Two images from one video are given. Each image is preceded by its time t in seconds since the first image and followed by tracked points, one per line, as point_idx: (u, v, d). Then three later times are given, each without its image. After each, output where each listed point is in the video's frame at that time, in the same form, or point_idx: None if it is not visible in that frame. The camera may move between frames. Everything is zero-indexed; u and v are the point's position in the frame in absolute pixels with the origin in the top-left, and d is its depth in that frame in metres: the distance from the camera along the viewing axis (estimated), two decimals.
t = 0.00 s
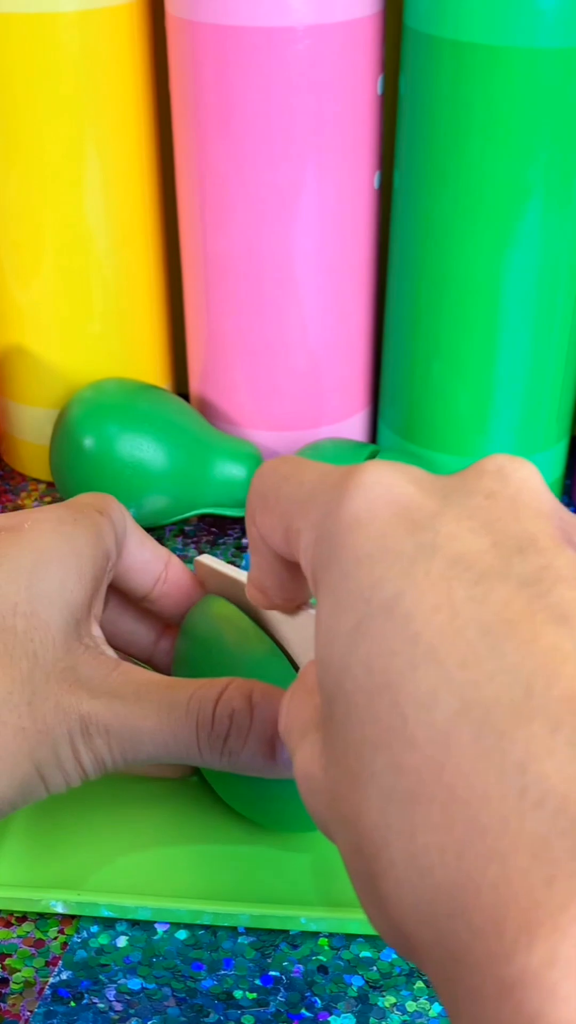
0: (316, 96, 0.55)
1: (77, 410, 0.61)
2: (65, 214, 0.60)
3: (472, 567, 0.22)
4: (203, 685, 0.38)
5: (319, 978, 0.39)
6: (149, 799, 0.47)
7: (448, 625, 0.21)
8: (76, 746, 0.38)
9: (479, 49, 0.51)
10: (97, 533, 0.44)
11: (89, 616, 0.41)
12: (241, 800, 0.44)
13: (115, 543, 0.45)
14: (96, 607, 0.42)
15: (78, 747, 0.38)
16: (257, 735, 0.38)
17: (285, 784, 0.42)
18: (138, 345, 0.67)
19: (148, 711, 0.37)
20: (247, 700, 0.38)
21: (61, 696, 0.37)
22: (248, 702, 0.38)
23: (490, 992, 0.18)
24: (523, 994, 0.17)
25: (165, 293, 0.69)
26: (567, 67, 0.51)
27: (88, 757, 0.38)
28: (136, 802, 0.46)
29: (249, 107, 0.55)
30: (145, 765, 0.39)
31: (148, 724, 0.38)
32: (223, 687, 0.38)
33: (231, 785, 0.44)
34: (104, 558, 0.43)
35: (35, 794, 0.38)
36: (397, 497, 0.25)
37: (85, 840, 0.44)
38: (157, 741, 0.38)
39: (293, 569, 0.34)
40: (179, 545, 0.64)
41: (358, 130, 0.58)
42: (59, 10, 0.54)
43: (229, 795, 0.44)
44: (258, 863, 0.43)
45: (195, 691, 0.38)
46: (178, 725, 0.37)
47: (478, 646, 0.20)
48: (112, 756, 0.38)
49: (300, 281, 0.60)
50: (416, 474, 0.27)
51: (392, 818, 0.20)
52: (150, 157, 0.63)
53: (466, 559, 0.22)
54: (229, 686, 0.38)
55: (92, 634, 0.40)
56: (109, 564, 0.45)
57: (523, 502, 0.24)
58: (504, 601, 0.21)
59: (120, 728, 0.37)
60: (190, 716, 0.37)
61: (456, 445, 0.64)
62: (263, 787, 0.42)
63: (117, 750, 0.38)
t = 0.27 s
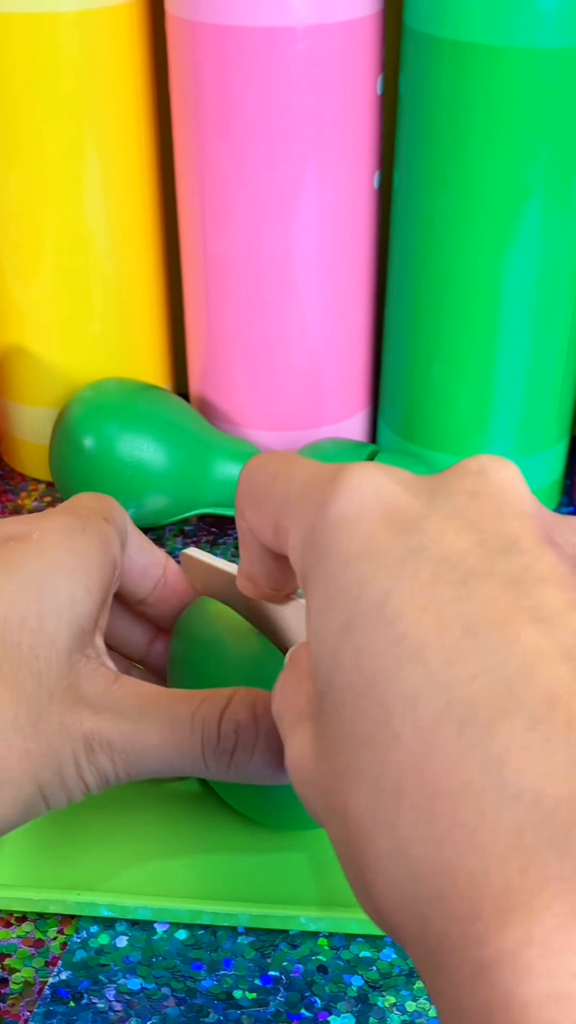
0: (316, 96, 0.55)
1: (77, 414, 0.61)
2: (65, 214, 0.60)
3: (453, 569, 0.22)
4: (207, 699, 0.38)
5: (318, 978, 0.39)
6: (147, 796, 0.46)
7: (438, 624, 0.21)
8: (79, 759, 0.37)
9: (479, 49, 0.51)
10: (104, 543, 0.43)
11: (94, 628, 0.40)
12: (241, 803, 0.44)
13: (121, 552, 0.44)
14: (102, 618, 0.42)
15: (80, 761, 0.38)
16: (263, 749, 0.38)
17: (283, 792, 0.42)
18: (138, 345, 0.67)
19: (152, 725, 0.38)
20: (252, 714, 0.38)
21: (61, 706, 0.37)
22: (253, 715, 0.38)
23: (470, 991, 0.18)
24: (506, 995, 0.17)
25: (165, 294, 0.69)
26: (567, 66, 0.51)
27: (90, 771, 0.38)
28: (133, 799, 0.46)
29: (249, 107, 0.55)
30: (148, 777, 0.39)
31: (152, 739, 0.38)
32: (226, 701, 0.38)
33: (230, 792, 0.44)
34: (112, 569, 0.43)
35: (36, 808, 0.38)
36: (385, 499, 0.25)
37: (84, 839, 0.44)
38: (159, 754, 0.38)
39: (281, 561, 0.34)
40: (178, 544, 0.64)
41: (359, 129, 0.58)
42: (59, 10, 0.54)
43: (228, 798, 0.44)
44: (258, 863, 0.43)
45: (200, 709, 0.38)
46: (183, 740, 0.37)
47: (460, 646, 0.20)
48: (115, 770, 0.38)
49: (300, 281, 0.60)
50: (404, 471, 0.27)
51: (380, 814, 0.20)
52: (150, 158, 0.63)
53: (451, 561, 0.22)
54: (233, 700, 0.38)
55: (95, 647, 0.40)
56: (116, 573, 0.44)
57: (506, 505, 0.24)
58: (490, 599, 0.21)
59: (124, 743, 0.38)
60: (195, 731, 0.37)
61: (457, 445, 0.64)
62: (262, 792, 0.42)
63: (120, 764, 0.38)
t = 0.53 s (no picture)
0: (316, 96, 0.55)
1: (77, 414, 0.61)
2: (65, 214, 0.60)
3: (444, 575, 0.22)
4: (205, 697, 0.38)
5: (319, 978, 0.39)
6: (147, 796, 0.46)
7: (436, 627, 0.21)
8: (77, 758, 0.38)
9: (480, 49, 0.51)
10: (104, 541, 0.43)
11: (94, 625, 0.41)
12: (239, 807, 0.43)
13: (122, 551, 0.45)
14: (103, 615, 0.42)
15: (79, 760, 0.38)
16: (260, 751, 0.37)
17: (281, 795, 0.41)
18: (138, 345, 0.67)
19: (148, 724, 0.38)
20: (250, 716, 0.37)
21: (60, 707, 0.37)
22: (251, 716, 0.37)
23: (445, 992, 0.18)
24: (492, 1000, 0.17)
25: (166, 294, 0.69)
26: (567, 67, 0.51)
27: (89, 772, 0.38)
28: (133, 799, 0.46)
29: (249, 107, 0.55)
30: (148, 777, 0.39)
31: (149, 738, 0.38)
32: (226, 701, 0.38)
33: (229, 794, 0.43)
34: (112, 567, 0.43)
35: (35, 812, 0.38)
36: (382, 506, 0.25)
37: (84, 840, 0.44)
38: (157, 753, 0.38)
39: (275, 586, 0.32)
40: (179, 544, 0.64)
41: (359, 129, 0.58)
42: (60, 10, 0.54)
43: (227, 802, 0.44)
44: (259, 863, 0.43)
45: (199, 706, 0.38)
46: (179, 740, 0.38)
47: (447, 652, 0.20)
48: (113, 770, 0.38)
49: (300, 281, 0.60)
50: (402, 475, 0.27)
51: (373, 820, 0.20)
52: (150, 157, 0.63)
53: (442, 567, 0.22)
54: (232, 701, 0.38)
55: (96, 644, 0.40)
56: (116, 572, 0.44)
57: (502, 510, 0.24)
58: (479, 606, 0.21)
59: (121, 743, 0.38)
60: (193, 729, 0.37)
61: (457, 446, 0.64)
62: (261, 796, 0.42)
63: (119, 762, 0.38)
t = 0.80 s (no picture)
0: (316, 96, 0.55)
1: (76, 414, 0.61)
2: (65, 214, 0.60)
3: (441, 574, 0.22)
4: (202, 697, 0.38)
5: (318, 978, 0.39)
6: (146, 796, 0.46)
7: (434, 625, 0.21)
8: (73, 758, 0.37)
9: (480, 49, 0.51)
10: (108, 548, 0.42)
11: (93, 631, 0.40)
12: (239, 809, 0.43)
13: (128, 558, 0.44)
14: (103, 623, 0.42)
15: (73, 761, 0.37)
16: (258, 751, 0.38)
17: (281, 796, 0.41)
18: (138, 345, 0.67)
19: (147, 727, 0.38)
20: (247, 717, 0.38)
21: (57, 706, 0.37)
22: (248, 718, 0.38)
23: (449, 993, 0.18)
24: (490, 997, 0.17)
25: (165, 294, 0.69)
26: (567, 66, 0.51)
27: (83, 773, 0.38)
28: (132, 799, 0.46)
29: (249, 107, 0.55)
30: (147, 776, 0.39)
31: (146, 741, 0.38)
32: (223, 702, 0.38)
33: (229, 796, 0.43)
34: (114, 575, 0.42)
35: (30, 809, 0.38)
36: (381, 503, 0.25)
37: (83, 840, 0.44)
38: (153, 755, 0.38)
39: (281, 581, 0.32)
40: (178, 544, 0.64)
41: (359, 129, 0.58)
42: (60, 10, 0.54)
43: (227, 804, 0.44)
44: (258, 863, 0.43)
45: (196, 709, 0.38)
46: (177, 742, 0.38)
47: (443, 652, 0.20)
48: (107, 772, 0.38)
49: (300, 281, 0.60)
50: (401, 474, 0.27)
51: (369, 818, 0.20)
52: (149, 157, 0.63)
53: (438, 567, 0.22)
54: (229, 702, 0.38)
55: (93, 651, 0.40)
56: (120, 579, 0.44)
57: (497, 510, 0.24)
58: (475, 606, 0.21)
59: (118, 745, 0.38)
60: (191, 736, 0.38)
61: (457, 446, 0.64)
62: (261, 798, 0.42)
63: (115, 768, 0.38)
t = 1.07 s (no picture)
0: (316, 96, 0.55)
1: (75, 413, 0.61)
2: (64, 214, 0.60)
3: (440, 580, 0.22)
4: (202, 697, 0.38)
5: (319, 978, 0.39)
6: (147, 796, 0.46)
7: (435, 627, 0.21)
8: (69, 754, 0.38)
9: (480, 49, 0.51)
10: (104, 546, 0.42)
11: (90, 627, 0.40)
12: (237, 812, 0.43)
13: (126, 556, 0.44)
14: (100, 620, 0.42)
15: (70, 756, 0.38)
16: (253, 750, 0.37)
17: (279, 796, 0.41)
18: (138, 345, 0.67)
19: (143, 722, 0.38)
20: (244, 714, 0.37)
21: (56, 705, 0.37)
22: (245, 715, 0.37)
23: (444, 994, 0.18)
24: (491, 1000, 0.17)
25: (165, 293, 0.69)
26: (567, 67, 0.51)
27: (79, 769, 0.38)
28: (133, 799, 0.46)
29: (249, 107, 0.55)
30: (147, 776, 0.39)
31: (141, 736, 0.38)
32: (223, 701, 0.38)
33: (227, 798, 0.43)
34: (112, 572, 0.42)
35: (28, 804, 0.39)
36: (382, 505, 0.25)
37: (84, 839, 0.44)
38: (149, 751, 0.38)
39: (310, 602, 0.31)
40: (179, 544, 0.64)
41: (359, 129, 0.58)
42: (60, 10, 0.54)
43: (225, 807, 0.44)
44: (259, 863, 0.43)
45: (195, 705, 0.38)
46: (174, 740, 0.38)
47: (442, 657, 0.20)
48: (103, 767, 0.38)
49: (300, 280, 0.60)
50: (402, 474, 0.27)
51: (368, 821, 0.20)
52: (150, 157, 0.63)
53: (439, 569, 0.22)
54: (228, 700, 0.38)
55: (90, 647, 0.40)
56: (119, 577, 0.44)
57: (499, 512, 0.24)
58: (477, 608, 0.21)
59: (113, 741, 0.37)
60: (187, 730, 0.37)
61: (457, 446, 0.64)
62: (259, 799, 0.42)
63: (113, 763, 0.38)
